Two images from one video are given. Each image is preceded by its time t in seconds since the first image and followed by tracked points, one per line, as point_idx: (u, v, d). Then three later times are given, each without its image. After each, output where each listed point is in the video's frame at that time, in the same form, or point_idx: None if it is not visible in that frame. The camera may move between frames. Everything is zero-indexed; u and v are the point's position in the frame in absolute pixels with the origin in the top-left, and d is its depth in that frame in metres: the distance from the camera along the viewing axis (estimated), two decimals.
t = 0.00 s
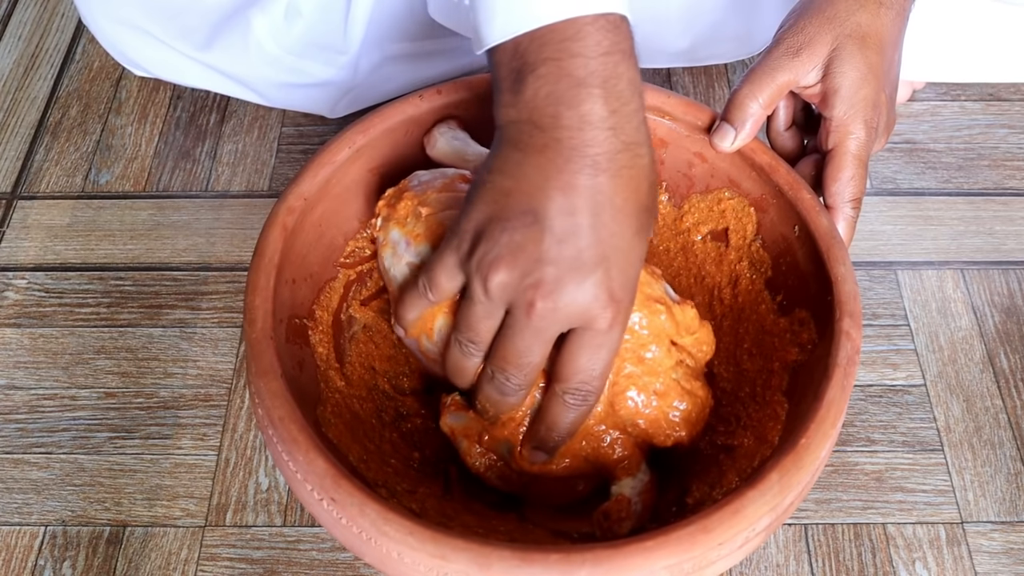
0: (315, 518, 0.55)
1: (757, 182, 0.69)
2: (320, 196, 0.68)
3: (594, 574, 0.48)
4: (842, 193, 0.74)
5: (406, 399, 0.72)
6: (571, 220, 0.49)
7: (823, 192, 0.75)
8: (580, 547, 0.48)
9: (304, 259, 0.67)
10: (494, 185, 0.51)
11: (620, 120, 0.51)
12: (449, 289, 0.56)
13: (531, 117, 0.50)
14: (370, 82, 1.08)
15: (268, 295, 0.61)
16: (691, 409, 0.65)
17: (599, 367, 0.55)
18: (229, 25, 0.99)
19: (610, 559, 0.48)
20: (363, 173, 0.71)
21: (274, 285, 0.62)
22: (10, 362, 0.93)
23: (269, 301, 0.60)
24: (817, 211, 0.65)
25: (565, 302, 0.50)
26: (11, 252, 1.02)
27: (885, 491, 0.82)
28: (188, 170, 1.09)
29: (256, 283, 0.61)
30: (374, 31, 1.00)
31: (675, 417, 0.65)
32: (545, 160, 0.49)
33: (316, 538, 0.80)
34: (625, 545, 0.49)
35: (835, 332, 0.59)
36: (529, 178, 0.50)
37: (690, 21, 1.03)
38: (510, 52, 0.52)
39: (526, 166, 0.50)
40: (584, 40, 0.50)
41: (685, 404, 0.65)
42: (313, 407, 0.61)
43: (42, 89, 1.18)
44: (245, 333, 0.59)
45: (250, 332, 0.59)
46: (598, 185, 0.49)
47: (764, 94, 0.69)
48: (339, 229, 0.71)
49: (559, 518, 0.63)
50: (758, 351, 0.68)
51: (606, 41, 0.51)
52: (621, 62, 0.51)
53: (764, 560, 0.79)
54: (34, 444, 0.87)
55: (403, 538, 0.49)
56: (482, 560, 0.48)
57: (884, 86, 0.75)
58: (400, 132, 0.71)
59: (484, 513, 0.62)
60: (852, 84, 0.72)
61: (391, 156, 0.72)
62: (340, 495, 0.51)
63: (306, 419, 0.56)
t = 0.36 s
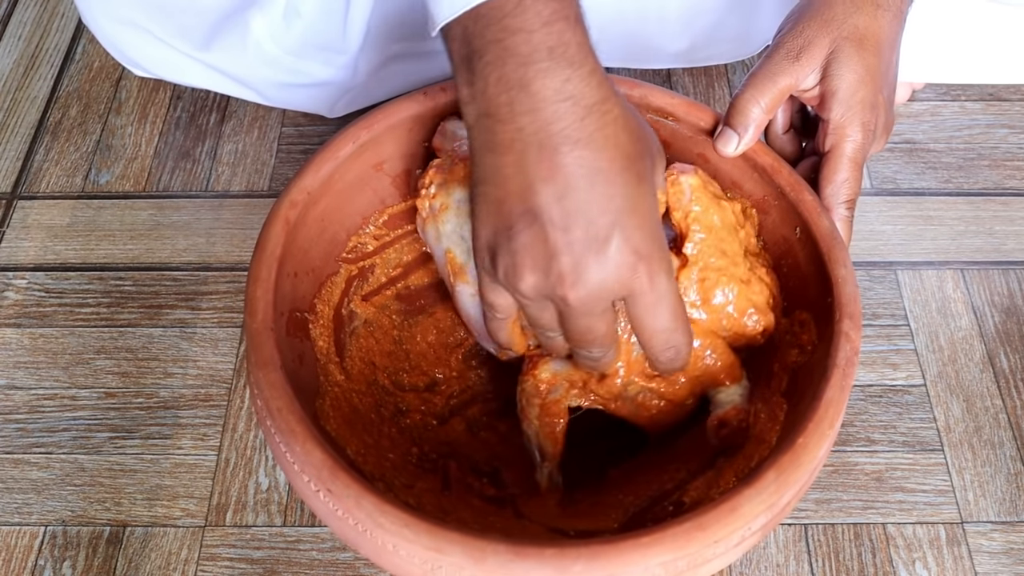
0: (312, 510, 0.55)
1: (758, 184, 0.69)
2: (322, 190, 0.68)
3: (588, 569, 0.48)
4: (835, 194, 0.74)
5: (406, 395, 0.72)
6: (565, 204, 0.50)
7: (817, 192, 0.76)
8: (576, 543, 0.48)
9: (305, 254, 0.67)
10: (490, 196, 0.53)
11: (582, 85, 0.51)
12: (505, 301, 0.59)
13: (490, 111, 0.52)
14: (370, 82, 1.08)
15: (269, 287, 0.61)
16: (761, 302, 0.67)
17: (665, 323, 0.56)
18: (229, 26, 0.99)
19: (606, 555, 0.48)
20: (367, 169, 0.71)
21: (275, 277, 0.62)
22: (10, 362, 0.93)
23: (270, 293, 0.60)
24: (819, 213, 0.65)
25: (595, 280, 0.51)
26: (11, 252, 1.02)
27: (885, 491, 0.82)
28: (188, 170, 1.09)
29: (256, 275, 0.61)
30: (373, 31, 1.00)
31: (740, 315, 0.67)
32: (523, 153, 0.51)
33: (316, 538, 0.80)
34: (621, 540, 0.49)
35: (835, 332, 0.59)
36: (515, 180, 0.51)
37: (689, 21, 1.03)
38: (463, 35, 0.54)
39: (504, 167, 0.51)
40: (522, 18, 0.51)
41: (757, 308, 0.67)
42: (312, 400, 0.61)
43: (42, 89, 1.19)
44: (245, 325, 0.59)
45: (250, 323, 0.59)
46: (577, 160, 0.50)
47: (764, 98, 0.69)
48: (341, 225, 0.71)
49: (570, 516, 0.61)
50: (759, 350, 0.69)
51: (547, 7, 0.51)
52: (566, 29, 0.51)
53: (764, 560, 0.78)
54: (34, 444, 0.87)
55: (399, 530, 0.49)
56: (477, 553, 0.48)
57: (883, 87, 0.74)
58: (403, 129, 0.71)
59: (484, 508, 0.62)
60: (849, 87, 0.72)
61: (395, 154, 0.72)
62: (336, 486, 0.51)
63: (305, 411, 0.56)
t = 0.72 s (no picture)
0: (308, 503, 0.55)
1: (761, 186, 0.69)
2: (324, 186, 0.68)
3: (582, 566, 0.48)
4: (835, 194, 0.75)
5: (405, 391, 0.72)
6: (601, 194, 0.52)
7: (817, 193, 0.76)
8: (569, 539, 0.49)
9: (307, 250, 0.67)
10: (523, 175, 0.54)
11: (632, 87, 0.54)
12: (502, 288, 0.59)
13: (544, 98, 0.54)
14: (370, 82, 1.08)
15: (270, 282, 0.61)
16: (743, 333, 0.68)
17: (673, 336, 0.58)
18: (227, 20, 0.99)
19: (601, 552, 0.48)
20: (370, 166, 0.71)
21: (276, 272, 0.62)
22: (9, 362, 0.93)
23: (270, 288, 0.60)
24: (821, 215, 0.66)
25: (614, 274, 0.53)
26: (11, 252, 1.02)
27: (885, 491, 0.82)
28: (188, 170, 1.09)
29: (257, 270, 0.61)
30: (372, 30, 1.00)
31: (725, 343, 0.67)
32: (567, 138, 0.53)
33: (316, 538, 0.80)
34: (616, 536, 0.49)
35: (835, 335, 0.59)
36: (554, 162, 0.53)
37: (689, 21, 1.03)
38: (518, 33, 0.56)
39: (549, 149, 0.53)
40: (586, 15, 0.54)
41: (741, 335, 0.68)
42: (311, 395, 0.61)
43: (42, 89, 1.19)
44: (245, 319, 0.59)
45: (250, 317, 0.59)
46: (620, 155, 0.52)
47: (765, 99, 0.69)
48: (343, 220, 0.71)
49: (566, 514, 0.61)
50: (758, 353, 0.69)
51: (606, 11, 0.54)
52: (626, 31, 0.54)
53: (764, 560, 0.78)
54: (34, 444, 0.87)
55: (393, 524, 0.49)
56: (471, 548, 0.48)
57: (883, 87, 0.75)
58: (407, 127, 0.71)
59: (482, 504, 0.62)
60: (849, 88, 0.72)
61: (399, 151, 0.72)
62: (333, 479, 0.51)
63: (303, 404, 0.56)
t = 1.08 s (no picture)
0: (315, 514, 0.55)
1: (757, 182, 0.69)
2: (320, 193, 0.68)
3: (592, 572, 0.48)
4: (838, 189, 0.74)
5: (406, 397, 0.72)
6: (552, 217, 0.51)
7: (819, 189, 0.76)
8: (578, 545, 0.48)
9: (304, 257, 0.67)
10: (478, 197, 0.54)
11: (592, 126, 0.55)
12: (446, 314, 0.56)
13: (505, 129, 0.55)
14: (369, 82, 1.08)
15: (268, 292, 0.61)
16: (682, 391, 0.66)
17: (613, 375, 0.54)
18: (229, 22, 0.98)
19: (609, 557, 0.48)
20: (365, 171, 0.71)
21: (275, 281, 0.62)
22: (10, 362, 0.93)
23: (269, 298, 0.60)
24: (817, 211, 0.66)
25: (558, 302, 0.50)
26: (11, 252, 1.02)
27: (885, 491, 0.82)
28: (188, 170, 1.09)
29: (256, 279, 0.61)
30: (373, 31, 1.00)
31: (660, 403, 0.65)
32: (526, 168, 0.53)
33: (316, 538, 0.80)
34: (623, 542, 0.49)
35: (835, 331, 0.59)
36: (510, 187, 0.53)
37: (688, 20, 1.03)
38: (484, 67, 0.57)
39: (504, 173, 0.53)
40: (555, 58, 0.55)
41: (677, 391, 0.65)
42: (313, 404, 0.61)
43: (42, 89, 1.19)
44: (245, 329, 0.59)
45: (250, 327, 0.59)
46: (576, 185, 0.52)
47: (764, 93, 0.69)
48: (340, 228, 0.71)
49: (565, 513, 0.63)
50: (756, 352, 0.68)
51: (574, 54, 0.55)
52: (591, 77, 0.55)
53: (764, 560, 0.78)
54: (34, 444, 0.87)
55: (402, 534, 0.49)
56: (480, 556, 0.48)
57: (882, 81, 0.75)
58: (401, 130, 0.71)
59: (485, 512, 0.62)
60: (848, 82, 0.72)
61: (394, 155, 0.72)
62: (339, 490, 0.51)
63: (305, 415, 0.56)
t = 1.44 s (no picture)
0: (314, 510, 0.55)
1: (757, 182, 0.70)
2: (321, 191, 0.68)
3: (591, 569, 0.48)
4: (836, 189, 0.74)
5: (406, 395, 0.72)
6: (572, 204, 0.52)
7: (817, 189, 0.76)
8: (578, 542, 0.48)
9: (305, 255, 0.67)
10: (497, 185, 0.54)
11: (609, 114, 0.54)
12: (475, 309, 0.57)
13: (521, 120, 0.55)
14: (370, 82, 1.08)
15: (269, 289, 0.61)
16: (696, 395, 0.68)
17: (641, 354, 0.56)
18: (228, 22, 0.99)
19: (610, 554, 0.48)
20: (366, 170, 0.71)
21: (275, 279, 0.62)
22: (9, 362, 0.93)
23: (270, 295, 0.60)
24: (818, 212, 0.66)
25: (585, 287, 0.51)
26: (11, 252, 1.02)
27: (885, 491, 0.82)
28: (188, 170, 1.09)
29: (257, 277, 0.61)
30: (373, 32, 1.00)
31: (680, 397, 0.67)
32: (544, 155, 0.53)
33: (316, 538, 0.80)
34: (622, 539, 0.49)
35: (835, 331, 0.59)
36: (529, 176, 0.53)
37: (688, 21, 1.03)
38: (497, 60, 0.57)
39: (523, 163, 0.54)
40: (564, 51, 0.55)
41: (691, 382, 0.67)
42: (313, 402, 0.61)
43: (42, 89, 1.18)
44: (245, 327, 0.59)
45: (250, 325, 0.59)
46: (596, 172, 0.52)
47: (764, 94, 0.68)
48: (340, 226, 0.71)
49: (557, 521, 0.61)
50: (755, 351, 0.69)
51: (583, 48, 0.55)
52: (604, 65, 0.55)
53: (764, 560, 0.78)
54: (34, 444, 0.87)
55: (402, 531, 0.49)
56: (479, 553, 0.48)
57: (881, 83, 0.75)
58: (403, 129, 0.71)
59: (484, 508, 0.62)
60: (848, 83, 0.72)
61: (395, 154, 0.72)
62: (339, 487, 0.51)
63: (306, 412, 0.56)
